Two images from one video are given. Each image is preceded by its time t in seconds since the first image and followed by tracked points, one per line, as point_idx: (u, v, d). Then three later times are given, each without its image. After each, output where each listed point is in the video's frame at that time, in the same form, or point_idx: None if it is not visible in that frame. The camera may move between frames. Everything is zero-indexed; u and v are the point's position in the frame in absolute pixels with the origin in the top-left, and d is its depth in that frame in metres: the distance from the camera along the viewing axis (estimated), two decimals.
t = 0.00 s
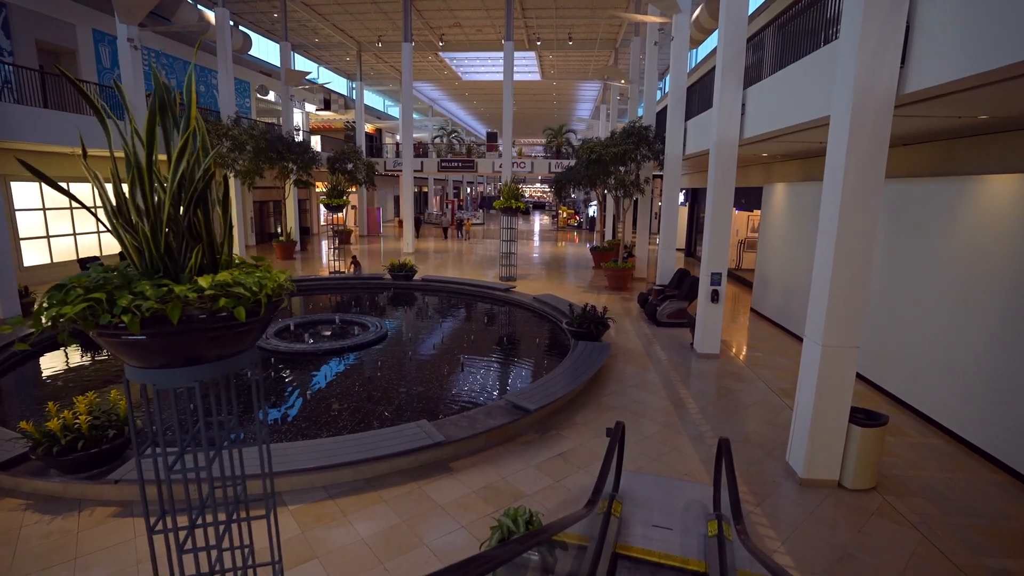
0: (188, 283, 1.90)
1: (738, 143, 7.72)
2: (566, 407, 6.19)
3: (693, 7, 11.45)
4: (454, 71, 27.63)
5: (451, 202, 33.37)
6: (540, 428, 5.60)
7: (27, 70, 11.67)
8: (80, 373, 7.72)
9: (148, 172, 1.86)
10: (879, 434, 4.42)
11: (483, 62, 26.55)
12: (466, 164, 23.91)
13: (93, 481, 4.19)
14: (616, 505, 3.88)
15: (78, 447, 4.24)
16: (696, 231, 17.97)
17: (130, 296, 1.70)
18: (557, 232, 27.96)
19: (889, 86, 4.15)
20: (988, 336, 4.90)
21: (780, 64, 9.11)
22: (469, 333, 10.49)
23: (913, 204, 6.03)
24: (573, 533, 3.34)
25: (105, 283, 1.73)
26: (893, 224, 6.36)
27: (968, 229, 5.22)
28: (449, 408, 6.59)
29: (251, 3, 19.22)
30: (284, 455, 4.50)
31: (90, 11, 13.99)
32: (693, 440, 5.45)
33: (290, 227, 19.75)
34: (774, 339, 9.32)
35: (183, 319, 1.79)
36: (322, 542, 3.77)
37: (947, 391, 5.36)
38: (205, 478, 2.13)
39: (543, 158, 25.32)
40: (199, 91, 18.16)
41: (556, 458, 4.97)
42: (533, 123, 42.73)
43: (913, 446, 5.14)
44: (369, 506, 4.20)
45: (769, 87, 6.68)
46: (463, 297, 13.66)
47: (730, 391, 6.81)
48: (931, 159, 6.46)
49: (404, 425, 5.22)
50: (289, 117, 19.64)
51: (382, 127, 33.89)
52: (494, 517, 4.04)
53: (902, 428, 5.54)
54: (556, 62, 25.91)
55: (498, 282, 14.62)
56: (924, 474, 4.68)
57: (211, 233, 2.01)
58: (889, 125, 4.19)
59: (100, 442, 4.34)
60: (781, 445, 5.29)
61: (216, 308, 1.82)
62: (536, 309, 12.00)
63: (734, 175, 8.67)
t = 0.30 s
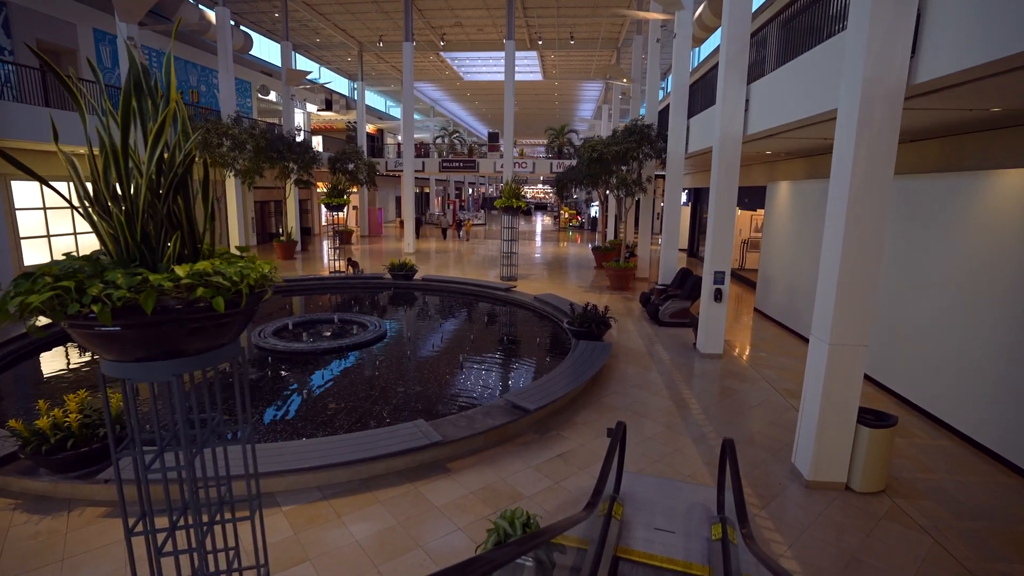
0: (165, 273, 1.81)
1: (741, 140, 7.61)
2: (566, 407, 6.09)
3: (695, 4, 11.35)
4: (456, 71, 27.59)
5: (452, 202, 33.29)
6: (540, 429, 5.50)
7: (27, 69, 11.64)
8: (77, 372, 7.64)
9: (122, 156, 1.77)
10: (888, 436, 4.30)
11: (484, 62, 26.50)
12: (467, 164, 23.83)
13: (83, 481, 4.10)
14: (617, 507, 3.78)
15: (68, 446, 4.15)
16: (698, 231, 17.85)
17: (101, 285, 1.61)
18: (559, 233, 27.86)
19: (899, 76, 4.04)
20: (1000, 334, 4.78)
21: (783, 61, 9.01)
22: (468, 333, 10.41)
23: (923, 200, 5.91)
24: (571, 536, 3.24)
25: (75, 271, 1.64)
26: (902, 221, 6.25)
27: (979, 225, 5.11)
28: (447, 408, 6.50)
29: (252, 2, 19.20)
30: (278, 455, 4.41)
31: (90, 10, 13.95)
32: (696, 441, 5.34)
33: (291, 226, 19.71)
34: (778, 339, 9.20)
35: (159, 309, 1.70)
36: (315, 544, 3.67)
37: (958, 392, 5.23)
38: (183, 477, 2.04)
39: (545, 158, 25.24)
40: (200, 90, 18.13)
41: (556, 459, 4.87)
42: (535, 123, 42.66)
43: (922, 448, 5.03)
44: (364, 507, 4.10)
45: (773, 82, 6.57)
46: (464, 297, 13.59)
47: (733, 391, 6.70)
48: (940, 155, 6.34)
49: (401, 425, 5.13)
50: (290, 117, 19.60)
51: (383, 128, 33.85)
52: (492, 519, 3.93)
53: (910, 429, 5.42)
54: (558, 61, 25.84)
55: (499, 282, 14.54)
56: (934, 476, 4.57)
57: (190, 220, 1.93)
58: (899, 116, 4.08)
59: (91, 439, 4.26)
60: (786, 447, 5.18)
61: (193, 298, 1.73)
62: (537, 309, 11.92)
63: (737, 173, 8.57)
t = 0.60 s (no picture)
0: (141, 261, 1.71)
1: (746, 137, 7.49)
2: (568, 408, 5.99)
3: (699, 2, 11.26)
4: (458, 72, 27.55)
5: (455, 203, 33.27)
6: (541, 430, 5.40)
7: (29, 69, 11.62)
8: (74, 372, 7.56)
9: (95, 135, 1.66)
10: (899, 437, 4.18)
11: (487, 63, 26.45)
12: (470, 165, 23.77)
13: (73, 482, 4.01)
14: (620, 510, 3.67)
15: (57, 446, 4.07)
16: (702, 231, 17.72)
17: (68, 273, 1.52)
18: (563, 234, 27.72)
19: (911, 67, 3.92)
20: (1015, 333, 4.64)
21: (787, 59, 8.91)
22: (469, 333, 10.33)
23: (934, 197, 5.79)
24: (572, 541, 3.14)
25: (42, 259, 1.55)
26: (912, 219, 6.12)
27: (993, 222, 4.97)
28: (447, 408, 6.41)
29: (255, 4, 19.20)
30: (273, 456, 4.32)
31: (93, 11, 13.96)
32: (701, 442, 5.23)
33: (293, 228, 19.71)
34: (783, 339, 9.07)
35: (132, 300, 1.61)
36: (309, 548, 3.56)
37: (970, 393, 5.10)
38: (161, 477, 1.92)
39: (548, 159, 25.17)
40: (202, 91, 18.12)
41: (557, 460, 4.76)
42: (538, 124, 42.59)
43: (934, 451, 4.90)
44: (361, 509, 4.01)
45: (779, 77, 6.45)
46: (467, 297, 13.53)
47: (739, 392, 6.59)
48: (952, 152, 6.21)
49: (399, 426, 5.02)
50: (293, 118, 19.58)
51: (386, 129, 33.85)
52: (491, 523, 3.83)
53: (921, 431, 5.29)
54: (561, 62, 25.76)
55: (502, 283, 14.45)
56: (947, 480, 4.44)
57: (170, 207, 1.83)
58: (910, 108, 3.96)
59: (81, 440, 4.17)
60: (793, 449, 5.05)
61: (170, 289, 1.63)
62: (540, 309, 11.83)
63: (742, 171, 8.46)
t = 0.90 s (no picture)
0: (110, 249, 1.61)
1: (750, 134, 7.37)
2: (569, 410, 5.87)
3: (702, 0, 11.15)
4: (460, 73, 27.47)
5: (457, 205, 33.21)
6: (541, 432, 5.28)
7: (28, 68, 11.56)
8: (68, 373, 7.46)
9: (62, 114, 1.56)
10: (909, 440, 4.06)
11: (489, 64, 26.36)
12: (472, 167, 23.69)
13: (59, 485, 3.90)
14: (621, 515, 3.55)
15: (42, 448, 3.97)
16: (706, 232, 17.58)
17: (27, 259, 1.42)
18: (565, 236, 27.55)
19: (921, 58, 3.80)
20: None
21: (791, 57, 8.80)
22: (469, 334, 10.24)
23: (944, 194, 5.66)
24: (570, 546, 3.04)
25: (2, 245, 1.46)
26: (921, 216, 6.00)
27: (1005, 219, 4.85)
28: (445, 409, 6.31)
29: (256, 5, 19.17)
30: (266, 458, 4.21)
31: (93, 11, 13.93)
32: (705, 445, 5.11)
33: (294, 229, 19.63)
34: (788, 340, 8.94)
35: (96, 289, 1.50)
36: (300, 553, 3.45)
37: (980, 394, 4.97)
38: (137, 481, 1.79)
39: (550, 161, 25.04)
40: (203, 92, 18.07)
41: (557, 463, 4.65)
42: (541, 126, 42.45)
43: (944, 453, 4.77)
44: (354, 513, 3.90)
45: (784, 73, 6.34)
46: (468, 297, 13.45)
47: (743, 394, 6.47)
48: (962, 148, 6.08)
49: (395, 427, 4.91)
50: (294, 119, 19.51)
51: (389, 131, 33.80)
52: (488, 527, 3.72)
53: (930, 434, 5.16)
54: (563, 63, 25.65)
55: (503, 284, 14.33)
56: (958, 484, 4.31)
57: (144, 193, 1.73)
58: (920, 101, 3.85)
59: (68, 442, 4.08)
60: (799, 451, 4.93)
61: (138, 278, 1.53)
62: (541, 310, 11.73)
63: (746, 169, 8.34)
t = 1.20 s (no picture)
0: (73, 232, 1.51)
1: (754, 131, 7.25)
2: (569, 410, 5.76)
3: None
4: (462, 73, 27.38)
5: (458, 206, 33.11)
6: (540, 433, 5.17)
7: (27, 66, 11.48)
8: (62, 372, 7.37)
9: (22, 87, 1.45)
10: (918, 441, 3.95)
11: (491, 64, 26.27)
12: (473, 167, 23.59)
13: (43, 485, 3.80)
14: (620, 518, 3.45)
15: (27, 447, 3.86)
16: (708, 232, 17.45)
17: None
18: (567, 237, 27.40)
19: (931, 48, 3.69)
20: None
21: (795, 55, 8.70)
22: (469, 334, 10.14)
23: (953, 191, 5.54)
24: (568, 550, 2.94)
25: None
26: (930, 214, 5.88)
27: (1016, 215, 4.74)
28: (441, 409, 6.22)
29: (257, 4, 19.12)
30: (257, 458, 4.11)
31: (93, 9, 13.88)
32: (707, 446, 5.00)
33: (295, 229, 19.55)
34: (792, 341, 8.81)
35: (56, 274, 1.40)
36: (289, 556, 3.35)
37: (990, 395, 4.85)
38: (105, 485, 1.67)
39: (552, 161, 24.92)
40: (204, 92, 18.03)
41: (555, 465, 4.54)
42: (543, 127, 42.31)
43: (952, 456, 4.66)
44: (347, 515, 3.79)
45: (789, 69, 6.23)
46: (468, 297, 13.36)
47: (746, 395, 6.35)
48: (972, 144, 5.96)
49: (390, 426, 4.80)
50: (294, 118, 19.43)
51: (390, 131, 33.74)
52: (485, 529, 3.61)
53: (938, 436, 5.05)
54: (565, 63, 25.53)
55: (504, 284, 14.22)
56: (967, 487, 4.20)
57: (114, 176, 1.63)
58: (930, 93, 3.74)
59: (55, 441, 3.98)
60: (804, 454, 4.81)
61: (102, 262, 1.43)
62: (542, 310, 11.64)
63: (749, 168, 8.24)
